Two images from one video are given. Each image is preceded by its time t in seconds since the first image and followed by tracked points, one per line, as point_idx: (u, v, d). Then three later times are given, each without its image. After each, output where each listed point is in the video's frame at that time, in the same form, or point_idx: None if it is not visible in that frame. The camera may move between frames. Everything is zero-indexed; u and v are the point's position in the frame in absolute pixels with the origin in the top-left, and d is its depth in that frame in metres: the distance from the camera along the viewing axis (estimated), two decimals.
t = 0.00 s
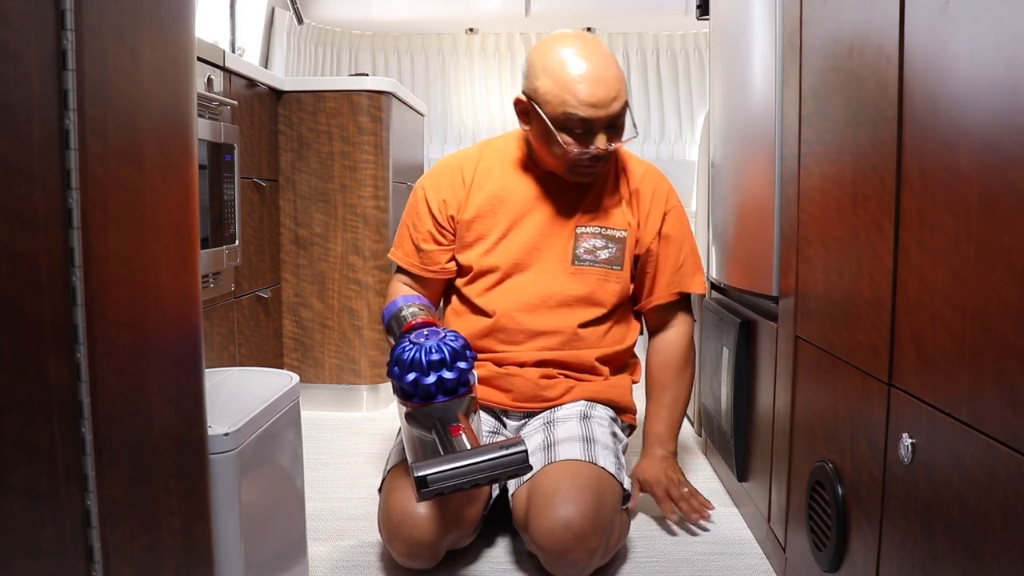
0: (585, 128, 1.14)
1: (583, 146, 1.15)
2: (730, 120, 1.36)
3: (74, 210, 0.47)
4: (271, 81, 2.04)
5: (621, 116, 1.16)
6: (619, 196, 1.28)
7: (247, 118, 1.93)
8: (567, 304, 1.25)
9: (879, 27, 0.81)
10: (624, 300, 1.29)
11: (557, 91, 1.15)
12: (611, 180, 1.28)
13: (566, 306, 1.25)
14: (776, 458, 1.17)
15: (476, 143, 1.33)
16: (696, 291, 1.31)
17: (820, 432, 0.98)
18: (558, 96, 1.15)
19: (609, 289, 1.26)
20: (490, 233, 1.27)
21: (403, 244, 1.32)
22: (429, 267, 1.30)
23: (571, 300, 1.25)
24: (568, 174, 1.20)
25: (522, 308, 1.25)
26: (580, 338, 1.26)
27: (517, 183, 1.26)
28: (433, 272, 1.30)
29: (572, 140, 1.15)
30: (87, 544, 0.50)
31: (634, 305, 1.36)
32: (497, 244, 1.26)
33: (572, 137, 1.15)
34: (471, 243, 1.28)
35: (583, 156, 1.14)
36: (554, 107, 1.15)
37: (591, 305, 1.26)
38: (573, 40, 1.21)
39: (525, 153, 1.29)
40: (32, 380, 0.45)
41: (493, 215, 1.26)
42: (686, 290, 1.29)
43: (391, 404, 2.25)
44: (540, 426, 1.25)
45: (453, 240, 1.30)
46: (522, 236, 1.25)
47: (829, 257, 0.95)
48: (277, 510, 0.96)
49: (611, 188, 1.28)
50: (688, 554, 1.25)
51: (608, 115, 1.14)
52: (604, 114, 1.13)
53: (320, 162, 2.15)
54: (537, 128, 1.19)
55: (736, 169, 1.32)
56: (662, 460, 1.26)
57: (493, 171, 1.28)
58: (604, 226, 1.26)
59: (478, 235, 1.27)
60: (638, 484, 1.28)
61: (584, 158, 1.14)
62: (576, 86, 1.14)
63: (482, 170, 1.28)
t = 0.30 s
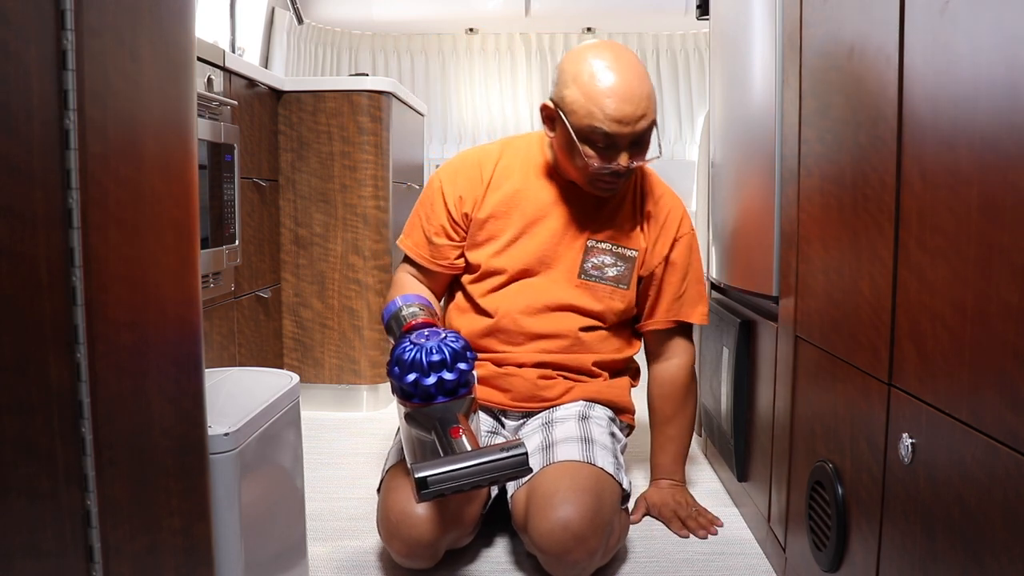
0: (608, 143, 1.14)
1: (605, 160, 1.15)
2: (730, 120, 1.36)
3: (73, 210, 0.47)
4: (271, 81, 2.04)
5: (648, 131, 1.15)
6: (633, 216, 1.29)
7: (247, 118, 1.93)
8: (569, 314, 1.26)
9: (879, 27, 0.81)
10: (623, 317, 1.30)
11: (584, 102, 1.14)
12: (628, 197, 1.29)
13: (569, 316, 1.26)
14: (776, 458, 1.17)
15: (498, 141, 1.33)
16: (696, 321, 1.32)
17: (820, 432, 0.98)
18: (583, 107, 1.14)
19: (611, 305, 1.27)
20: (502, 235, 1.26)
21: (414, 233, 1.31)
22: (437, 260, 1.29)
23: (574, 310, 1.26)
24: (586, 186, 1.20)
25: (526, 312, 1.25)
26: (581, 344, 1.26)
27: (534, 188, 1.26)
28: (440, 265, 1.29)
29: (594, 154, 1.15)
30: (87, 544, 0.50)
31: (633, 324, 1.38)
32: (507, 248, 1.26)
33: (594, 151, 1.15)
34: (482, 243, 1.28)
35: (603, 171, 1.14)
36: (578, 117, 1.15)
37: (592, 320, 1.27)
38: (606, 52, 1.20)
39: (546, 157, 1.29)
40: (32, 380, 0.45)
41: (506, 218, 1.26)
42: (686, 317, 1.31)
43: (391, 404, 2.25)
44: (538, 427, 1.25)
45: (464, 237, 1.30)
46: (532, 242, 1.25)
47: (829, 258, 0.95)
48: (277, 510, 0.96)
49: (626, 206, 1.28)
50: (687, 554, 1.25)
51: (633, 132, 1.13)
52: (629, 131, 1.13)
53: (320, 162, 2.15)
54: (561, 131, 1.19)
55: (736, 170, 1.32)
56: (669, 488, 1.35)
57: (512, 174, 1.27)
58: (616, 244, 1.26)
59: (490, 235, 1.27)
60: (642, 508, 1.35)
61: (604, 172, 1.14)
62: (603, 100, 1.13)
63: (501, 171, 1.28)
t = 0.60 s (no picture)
0: (590, 116, 1.15)
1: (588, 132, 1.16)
2: (730, 120, 1.36)
3: (73, 210, 0.47)
4: (271, 81, 2.04)
5: (638, 115, 1.15)
6: (642, 219, 1.28)
7: (247, 118, 1.93)
8: (574, 316, 1.26)
9: (879, 26, 0.81)
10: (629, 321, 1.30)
11: (567, 78, 1.17)
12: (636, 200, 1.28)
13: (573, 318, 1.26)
14: (775, 459, 1.17)
15: (508, 138, 1.32)
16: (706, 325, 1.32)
17: (820, 433, 0.98)
18: (572, 78, 1.16)
19: (616, 309, 1.27)
20: (509, 235, 1.26)
21: (421, 229, 1.31)
22: (444, 258, 1.30)
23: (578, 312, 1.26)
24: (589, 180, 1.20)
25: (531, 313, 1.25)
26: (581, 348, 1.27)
27: (542, 189, 1.26)
28: (447, 263, 1.30)
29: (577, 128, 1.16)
30: (87, 544, 0.50)
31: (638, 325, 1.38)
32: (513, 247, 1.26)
33: (576, 124, 1.16)
34: (488, 242, 1.28)
35: (584, 144, 1.15)
36: (563, 94, 1.17)
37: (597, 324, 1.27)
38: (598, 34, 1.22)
39: (556, 156, 1.28)
40: (32, 380, 0.45)
41: (513, 218, 1.26)
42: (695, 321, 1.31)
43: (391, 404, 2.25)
44: (538, 429, 1.25)
45: (471, 235, 1.30)
46: (539, 243, 1.25)
47: (830, 258, 0.95)
48: (277, 510, 0.96)
49: (635, 207, 1.28)
50: (687, 554, 1.25)
51: (614, 102, 1.14)
52: (608, 100, 1.14)
53: (320, 162, 2.15)
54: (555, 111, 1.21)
55: (736, 170, 1.32)
56: (669, 488, 1.35)
57: (520, 174, 1.27)
58: (624, 247, 1.26)
59: (497, 235, 1.27)
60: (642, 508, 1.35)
61: (586, 144, 1.15)
62: (587, 74, 1.15)
63: (509, 171, 1.28)
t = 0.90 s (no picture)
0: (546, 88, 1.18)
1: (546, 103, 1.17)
2: (730, 120, 1.36)
3: (73, 210, 0.47)
4: (271, 81, 2.04)
5: (592, 78, 1.18)
6: (620, 204, 1.26)
7: (247, 118, 1.94)
8: (563, 310, 1.25)
9: (879, 26, 0.81)
10: (620, 309, 1.28)
11: (520, 60, 1.20)
12: (612, 186, 1.26)
13: (562, 311, 1.25)
14: (776, 458, 1.17)
15: (478, 142, 1.33)
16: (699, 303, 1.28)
17: (820, 433, 0.98)
18: (523, 57, 1.19)
19: (605, 297, 1.26)
20: (489, 234, 1.26)
21: (404, 242, 1.31)
22: (428, 266, 1.29)
23: (566, 305, 1.25)
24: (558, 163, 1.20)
25: (518, 312, 1.25)
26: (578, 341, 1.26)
27: (516, 185, 1.26)
28: (432, 271, 1.29)
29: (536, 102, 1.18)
30: (87, 544, 0.50)
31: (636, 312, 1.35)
32: (495, 246, 1.25)
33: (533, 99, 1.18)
34: (470, 244, 1.28)
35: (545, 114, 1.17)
36: (517, 75, 1.20)
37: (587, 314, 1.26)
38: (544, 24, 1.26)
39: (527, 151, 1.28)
40: (32, 380, 0.45)
41: (492, 216, 1.26)
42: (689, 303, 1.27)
43: (391, 405, 2.25)
44: (540, 428, 1.25)
45: (452, 239, 1.30)
46: (519, 239, 1.25)
47: (829, 258, 0.95)
48: (278, 510, 0.96)
49: (612, 193, 1.26)
50: (687, 554, 1.25)
51: (569, 72, 1.17)
52: (562, 70, 1.17)
53: (320, 162, 2.15)
54: (511, 96, 1.23)
55: (736, 170, 1.32)
56: (671, 469, 1.25)
57: (493, 173, 1.27)
58: (603, 234, 1.24)
59: (477, 236, 1.27)
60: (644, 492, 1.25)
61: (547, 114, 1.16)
62: (537, 51, 1.18)
63: (482, 172, 1.28)
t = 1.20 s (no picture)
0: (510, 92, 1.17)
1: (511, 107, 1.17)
2: (730, 120, 1.36)
3: (73, 210, 0.47)
4: (271, 81, 2.04)
5: (554, 77, 1.17)
6: (594, 194, 1.25)
7: (247, 118, 1.93)
8: (549, 306, 1.25)
9: (879, 25, 0.81)
10: (605, 299, 1.26)
11: (482, 67, 1.19)
12: (584, 178, 1.25)
13: (548, 307, 1.25)
14: (776, 458, 1.17)
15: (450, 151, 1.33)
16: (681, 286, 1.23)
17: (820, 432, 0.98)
18: (485, 63, 1.19)
19: (589, 288, 1.24)
20: (469, 238, 1.26)
21: (388, 254, 1.30)
22: (413, 275, 1.28)
23: (550, 302, 1.25)
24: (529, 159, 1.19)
25: (505, 313, 1.25)
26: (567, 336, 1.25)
27: (492, 188, 1.26)
28: (417, 280, 1.28)
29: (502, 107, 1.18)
30: (87, 544, 0.50)
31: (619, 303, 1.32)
32: (476, 249, 1.25)
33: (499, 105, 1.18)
34: (452, 250, 1.27)
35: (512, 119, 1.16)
36: (481, 82, 1.19)
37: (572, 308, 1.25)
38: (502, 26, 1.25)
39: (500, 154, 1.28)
40: (31, 380, 0.45)
41: (471, 219, 1.26)
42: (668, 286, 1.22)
43: (391, 405, 2.26)
44: (536, 427, 1.25)
45: (435, 246, 1.29)
46: (500, 240, 1.24)
47: (829, 258, 0.95)
48: (277, 510, 0.96)
49: (585, 185, 1.25)
50: (687, 554, 1.25)
51: (531, 74, 1.16)
52: (524, 73, 1.16)
53: (320, 162, 2.15)
54: (477, 103, 1.23)
55: (736, 170, 1.32)
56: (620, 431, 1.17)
57: (468, 178, 1.27)
58: (579, 226, 1.23)
59: (458, 241, 1.27)
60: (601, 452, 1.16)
61: (515, 118, 1.16)
62: (498, 56, 1.18)
63: (456, 179, 1.28)
